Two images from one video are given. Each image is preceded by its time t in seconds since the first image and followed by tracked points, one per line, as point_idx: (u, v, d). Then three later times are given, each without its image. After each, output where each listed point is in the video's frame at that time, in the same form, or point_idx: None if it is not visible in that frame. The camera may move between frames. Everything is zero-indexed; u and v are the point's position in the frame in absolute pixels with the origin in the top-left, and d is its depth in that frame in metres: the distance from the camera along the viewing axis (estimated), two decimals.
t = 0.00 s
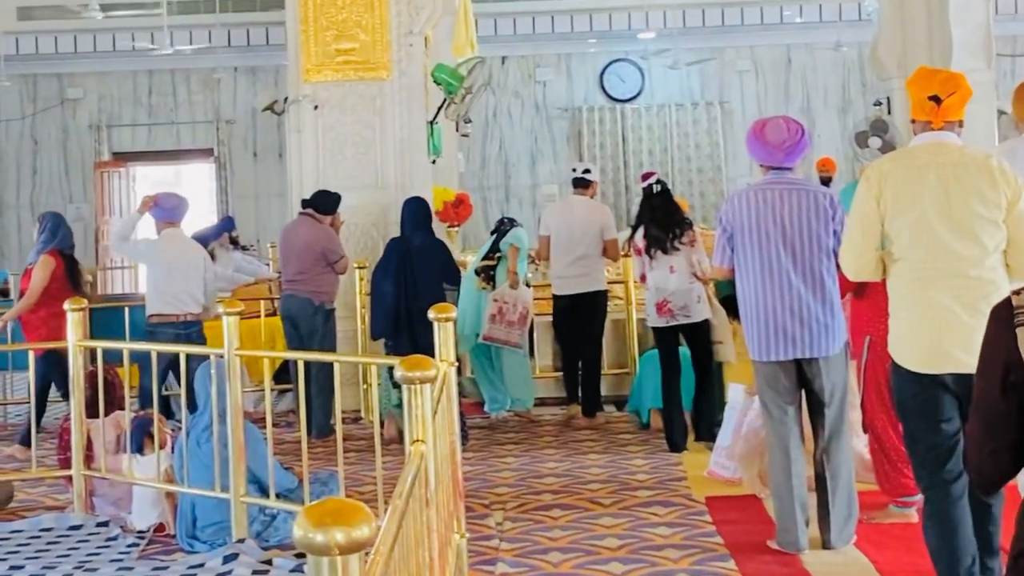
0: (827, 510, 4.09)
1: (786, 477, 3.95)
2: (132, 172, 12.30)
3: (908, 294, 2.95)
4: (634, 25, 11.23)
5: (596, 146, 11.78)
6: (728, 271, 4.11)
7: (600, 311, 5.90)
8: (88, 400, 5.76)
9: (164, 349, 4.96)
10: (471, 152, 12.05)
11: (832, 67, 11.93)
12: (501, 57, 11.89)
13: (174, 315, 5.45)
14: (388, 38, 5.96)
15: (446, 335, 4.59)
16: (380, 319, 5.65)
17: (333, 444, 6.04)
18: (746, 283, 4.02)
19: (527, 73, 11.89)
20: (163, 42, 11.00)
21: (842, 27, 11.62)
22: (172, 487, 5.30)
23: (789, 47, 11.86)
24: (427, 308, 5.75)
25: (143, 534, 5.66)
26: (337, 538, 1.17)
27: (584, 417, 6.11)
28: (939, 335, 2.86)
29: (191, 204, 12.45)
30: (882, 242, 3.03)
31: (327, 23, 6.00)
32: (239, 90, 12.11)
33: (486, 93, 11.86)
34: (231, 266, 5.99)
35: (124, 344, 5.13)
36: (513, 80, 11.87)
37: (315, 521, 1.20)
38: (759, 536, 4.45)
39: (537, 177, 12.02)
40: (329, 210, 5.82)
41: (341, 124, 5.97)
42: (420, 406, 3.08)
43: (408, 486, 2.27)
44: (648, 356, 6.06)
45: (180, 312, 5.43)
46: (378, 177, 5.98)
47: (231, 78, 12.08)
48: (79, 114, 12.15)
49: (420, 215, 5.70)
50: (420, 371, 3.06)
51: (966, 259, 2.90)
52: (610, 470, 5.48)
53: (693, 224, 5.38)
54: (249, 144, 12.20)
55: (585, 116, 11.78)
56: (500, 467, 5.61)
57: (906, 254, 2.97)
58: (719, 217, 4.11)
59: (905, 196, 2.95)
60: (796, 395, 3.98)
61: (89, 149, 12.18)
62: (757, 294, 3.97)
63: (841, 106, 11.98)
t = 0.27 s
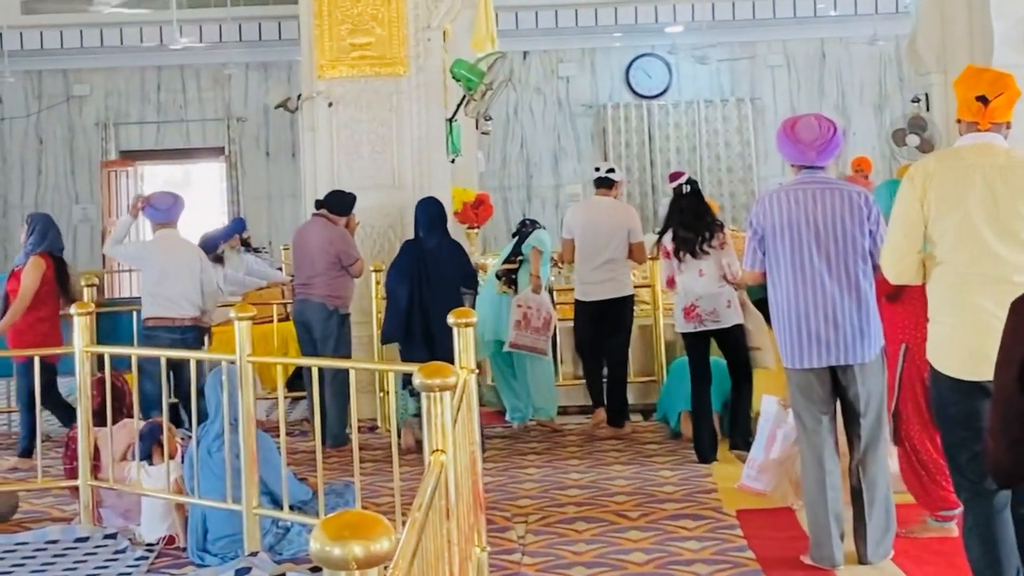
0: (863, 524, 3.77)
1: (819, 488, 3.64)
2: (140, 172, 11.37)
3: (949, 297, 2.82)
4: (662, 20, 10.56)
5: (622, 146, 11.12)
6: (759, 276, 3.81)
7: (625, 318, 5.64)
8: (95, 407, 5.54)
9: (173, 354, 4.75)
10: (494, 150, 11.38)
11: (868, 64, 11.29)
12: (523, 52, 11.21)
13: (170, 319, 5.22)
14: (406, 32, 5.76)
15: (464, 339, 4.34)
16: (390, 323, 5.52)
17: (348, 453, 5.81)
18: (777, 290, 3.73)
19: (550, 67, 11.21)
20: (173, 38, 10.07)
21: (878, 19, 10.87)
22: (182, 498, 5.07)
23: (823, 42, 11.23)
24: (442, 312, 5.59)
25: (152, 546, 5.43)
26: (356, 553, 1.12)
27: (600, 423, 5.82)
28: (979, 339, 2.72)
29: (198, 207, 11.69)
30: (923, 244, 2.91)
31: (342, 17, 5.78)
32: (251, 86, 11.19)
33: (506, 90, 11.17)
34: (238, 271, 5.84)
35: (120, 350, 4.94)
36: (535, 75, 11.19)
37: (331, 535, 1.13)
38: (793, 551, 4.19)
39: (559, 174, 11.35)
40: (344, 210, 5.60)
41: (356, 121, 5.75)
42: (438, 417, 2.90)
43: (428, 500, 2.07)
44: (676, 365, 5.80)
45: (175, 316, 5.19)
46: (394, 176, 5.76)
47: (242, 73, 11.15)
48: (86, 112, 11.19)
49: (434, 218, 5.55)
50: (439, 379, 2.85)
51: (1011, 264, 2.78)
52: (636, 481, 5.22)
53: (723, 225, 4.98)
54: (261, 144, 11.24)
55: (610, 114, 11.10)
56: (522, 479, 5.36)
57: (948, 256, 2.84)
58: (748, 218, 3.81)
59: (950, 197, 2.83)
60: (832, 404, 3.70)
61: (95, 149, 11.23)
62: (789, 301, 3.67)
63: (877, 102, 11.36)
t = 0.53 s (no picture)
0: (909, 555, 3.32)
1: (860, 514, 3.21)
2: (141, 172, 10.64)
3: (1006, 307, 2.61)
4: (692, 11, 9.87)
5: (651, 144, 10.37)
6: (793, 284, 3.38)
7: (653, 330, 5.23)
8: (95, 419, 5.22)
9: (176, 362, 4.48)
10: (515, 148, 10.60)
11: (909, 57, 10.50)
12: (546, 46, 10.47)
13: (164, 325, 4.95)
14: (422, 25, 5.46)
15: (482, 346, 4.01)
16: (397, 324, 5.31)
17: (361, 468, 5.49)
18: (815, 301, 3.31)
19: (573, 61, 10.49)
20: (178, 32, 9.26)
21: (922, 11, 10.13)
22: (187, 514, 4.73)
23: (863, 34, 10.44)
24: (459, 319, 5.31)
25: (156, 567, 5.10)
26: (371, 573, 1.00)
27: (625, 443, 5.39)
28: None
29: (200, 208, 11.00)
30: (980, 245, 2.68)
31: (355, 8, 5.49)
32: (260, 83, 10.51)
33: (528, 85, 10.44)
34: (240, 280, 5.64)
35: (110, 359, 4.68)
36: (558, 69, 10.49)
37: (347, 554, 1.02)
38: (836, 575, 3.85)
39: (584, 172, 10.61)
40: (358, 212, 5.31)
41: (369, 118, 5.46)
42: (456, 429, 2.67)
43: (447, 519, 1.80)
44: (711, 376, 5.47)
45: (167, 321, 4.93)
46: (410, 176, 5.46)
47: (250, 67, 10.48)
48: (86, 108, 10.53)
49: (448, 221, 5.29)
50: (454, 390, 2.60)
51: None
52: (666, 499, 4.89)
53: (761, 225, 4.63)
54: (269, 142, 10.54)
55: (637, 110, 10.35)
56: (544, 495, 5.03)
57: (1007, 260, 2.62)
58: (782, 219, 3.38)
59: (1013, 196, 2.59)
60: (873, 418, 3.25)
61: (95, 147, 10.55)
62: (829, 315, 3.25)
63: (921, 99, 10.54)
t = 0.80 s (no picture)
0: None
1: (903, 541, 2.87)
2: (143, 171, 10.26)
3: None
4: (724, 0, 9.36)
5: (679, 142, 9.71)
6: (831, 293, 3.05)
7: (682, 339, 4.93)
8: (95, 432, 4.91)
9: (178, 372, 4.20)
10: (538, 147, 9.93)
11: (956, 50, 9.82)
12: (569, 38, 9.86)
13: (158, 334, 4.68)
14: (439, 16, 5.19)
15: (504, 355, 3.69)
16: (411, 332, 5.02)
17: (375, 484, 5.19)
18: (854, 313, 2.96)
19: (598, 54, 9.84)
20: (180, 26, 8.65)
21: None
22: (190, 533, 4.38)
23: (907, 25, 9.78)
24: (478, 326, 5.03)
25: None
26: None
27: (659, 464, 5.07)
28: None
29: (199, 210, 10.68)
30: None
31: None
32: (268, 78, 10.08)
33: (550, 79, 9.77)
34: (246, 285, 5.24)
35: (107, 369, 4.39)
36: (583, 63, 9.84)
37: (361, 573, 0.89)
38: None
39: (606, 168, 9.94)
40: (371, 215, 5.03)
41: (385, 115, 5.18)
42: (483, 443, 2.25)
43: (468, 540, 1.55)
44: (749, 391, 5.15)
45: (164, 332, 4.66)
46: (427, 176, 5.18)
47: (257, 61, 10.07)
48: (84, 104, 10.16)
49: (465, 222, 5.02)
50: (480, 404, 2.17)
51: None
52: (698, 518, 4.56)
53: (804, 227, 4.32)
54: (277, 141, 10.11)
55: (665, 105, 9.72)
56: (567, 514, 4.71)
57: None
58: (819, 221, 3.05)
59: None
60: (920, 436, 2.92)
61: (95, 146, 10.17)
62: (871, 327, 2.91)
63: (968, 93, 9.85)
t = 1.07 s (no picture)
0: None
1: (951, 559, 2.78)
2: (141, 172, 9.49)
3: None
4: None
5: (711, 140, 9.13)
6: (872, 304, 2.92)
7: (716, 348, 4.54)
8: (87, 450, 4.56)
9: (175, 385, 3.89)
10: (562, 145, 9.39)
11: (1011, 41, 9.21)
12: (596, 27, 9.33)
13: (150, 346, 4.44)
14: (456, 5, 4.84)
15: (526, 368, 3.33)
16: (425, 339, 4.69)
17: (387, 505, 4.84)
18: (899, 324, 2.84)
19: (625, 46, 9.29)
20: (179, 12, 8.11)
21: None
22: (190, 556, 3.98)
23: (957, 14, 9.18)
24: (497, 335, 4.70)
25: None
26: None
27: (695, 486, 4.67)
28: None
29: (204, 213, 9.71)
30: None
31: None
32: (272, 71, 9.32)
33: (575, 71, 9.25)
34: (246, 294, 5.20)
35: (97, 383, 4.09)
36: (609, 55, 9.29)
37: None
38: None
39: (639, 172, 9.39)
40: (382, 218, 4.71)
41: (398, 112, 4.85)
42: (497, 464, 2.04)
43: None
44: (792, 402, 4.79)
45: (156, 342, 4.42)
46: (443, 176, 4.85)
47: (261, 53, 9.31)
48: (78, 99, 9.42)
49: (482, 223, 4.69)
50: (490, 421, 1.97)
51: None
52: (734, 541, 4.19)
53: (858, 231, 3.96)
54: (283, 137, 9.32)
55: (698, 100, 9.14)
56: (591, 537, 4.34)
57: None
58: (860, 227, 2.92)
59: None
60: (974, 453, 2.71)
61: (88, 143, 9.42)
62: (917, 338, 2.79)
63: None
